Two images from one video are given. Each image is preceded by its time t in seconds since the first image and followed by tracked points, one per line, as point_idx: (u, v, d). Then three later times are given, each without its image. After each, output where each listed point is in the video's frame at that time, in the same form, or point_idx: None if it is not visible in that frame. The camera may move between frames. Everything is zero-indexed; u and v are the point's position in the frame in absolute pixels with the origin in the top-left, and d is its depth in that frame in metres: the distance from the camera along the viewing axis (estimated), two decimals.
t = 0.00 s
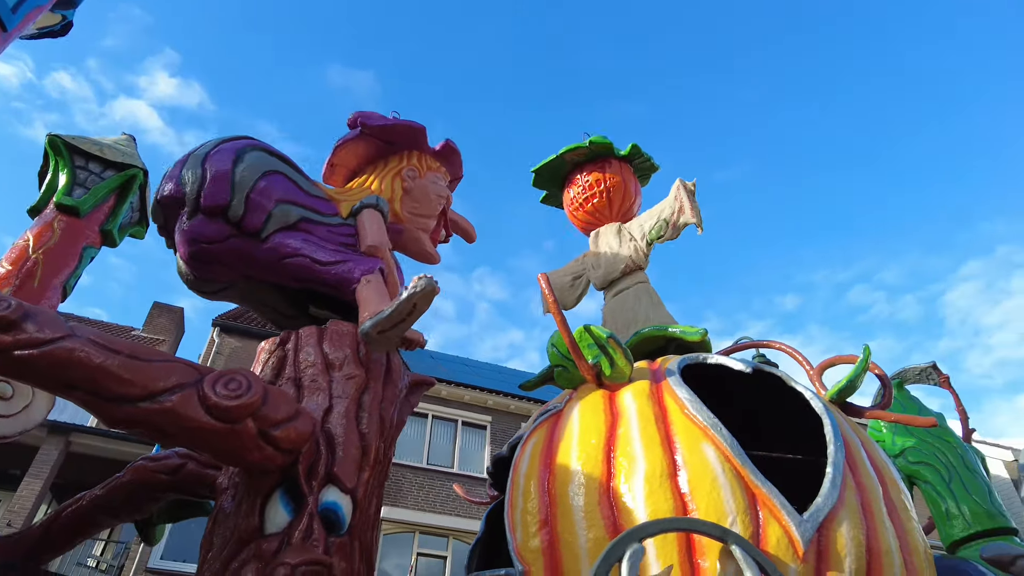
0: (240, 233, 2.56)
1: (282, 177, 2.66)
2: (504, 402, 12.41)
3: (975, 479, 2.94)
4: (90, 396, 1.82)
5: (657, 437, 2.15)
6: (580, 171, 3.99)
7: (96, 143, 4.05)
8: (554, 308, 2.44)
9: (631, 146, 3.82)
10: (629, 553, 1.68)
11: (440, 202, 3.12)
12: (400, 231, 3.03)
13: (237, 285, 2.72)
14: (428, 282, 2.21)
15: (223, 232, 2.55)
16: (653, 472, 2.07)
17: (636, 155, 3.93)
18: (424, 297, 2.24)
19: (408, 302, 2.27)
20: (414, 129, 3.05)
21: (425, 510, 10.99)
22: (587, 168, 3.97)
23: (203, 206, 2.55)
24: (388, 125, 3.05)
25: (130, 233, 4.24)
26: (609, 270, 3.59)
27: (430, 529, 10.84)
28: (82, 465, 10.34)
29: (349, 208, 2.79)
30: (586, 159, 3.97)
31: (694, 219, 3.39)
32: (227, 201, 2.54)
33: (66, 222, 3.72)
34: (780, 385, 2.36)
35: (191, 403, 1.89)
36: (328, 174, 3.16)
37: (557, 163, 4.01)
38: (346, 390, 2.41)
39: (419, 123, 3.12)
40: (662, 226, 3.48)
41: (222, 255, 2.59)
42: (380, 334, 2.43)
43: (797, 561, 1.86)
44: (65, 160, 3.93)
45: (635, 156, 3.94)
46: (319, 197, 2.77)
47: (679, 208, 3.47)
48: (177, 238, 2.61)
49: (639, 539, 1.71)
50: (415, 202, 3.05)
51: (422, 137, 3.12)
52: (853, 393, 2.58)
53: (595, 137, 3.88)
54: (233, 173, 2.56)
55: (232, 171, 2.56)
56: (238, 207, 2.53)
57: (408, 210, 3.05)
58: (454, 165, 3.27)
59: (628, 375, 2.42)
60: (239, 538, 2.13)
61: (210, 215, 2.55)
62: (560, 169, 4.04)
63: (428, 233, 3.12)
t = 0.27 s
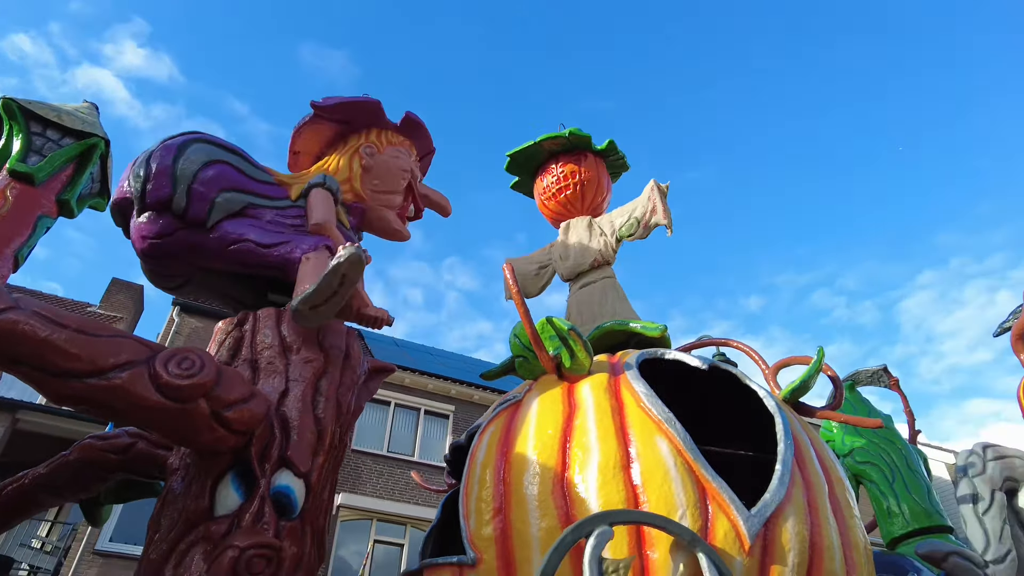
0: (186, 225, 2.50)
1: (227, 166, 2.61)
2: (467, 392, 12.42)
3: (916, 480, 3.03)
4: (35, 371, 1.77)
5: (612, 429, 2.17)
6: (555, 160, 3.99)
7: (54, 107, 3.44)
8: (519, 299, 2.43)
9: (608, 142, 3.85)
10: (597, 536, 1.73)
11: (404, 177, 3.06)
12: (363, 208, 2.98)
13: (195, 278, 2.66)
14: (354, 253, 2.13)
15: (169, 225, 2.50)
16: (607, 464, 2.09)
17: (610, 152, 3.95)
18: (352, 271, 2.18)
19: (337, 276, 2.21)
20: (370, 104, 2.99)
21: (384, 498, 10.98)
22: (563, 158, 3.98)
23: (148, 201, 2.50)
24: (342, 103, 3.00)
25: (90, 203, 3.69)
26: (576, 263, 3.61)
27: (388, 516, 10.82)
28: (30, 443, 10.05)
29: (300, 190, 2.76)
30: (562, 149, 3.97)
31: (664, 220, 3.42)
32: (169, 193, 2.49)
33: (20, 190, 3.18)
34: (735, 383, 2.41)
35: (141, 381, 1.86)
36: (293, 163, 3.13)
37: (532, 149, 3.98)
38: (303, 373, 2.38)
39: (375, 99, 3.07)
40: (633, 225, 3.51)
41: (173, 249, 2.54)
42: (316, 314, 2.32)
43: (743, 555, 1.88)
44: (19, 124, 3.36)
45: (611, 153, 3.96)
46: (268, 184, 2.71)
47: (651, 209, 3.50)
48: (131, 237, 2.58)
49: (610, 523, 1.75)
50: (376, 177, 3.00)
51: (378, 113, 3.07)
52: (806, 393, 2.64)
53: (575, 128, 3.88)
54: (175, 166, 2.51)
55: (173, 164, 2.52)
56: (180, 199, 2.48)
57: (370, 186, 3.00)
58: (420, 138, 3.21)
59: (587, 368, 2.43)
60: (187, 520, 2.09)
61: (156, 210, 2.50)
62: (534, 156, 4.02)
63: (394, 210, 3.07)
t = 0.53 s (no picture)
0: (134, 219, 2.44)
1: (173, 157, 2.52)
2: (431, 380, 12.39)
3: (863, 479, 3.11)
4: None
5: (570, 419, 2.19)
6: (530, 147, 3.98)
7: (10, 66, 2.93)
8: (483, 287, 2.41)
9: (586, 137, 3.86)
10: (567, 518, 1.72)
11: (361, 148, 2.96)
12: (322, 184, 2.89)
13: (158, 270, 2.59)
14: (270, 217, 2.09)
15: (119, 220, 2.45)
16: (562, 452, 2.10)
17: (586, 146, 3.98)
18: (271, 238, 2.13)
19: (256, 245, 2.16)
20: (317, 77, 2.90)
21: (343, 484, 10.92)
22: (540, 146, 3.96)
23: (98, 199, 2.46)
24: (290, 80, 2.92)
25: (46, 172, 3.32)
26: (543, 253, 3.62)
27: (347, 502, 10.77)
28: None
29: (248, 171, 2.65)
30: (540, 136, 3.95)
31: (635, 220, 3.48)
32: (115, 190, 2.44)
33: None
34: (693, 377, 2.44)
35: (90, 356, 1.82)
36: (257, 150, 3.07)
37: (507, 133, 3.95)
38: (260, 354, 2.35)
39: (324, 72, 2.98)
40: (605, 222, 3.54)
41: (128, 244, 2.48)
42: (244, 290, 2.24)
43: (691, 545, 1.92)
44: None
45: (586, 147, 3.99)
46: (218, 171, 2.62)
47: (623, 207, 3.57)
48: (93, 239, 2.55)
49: (580, 511, 1.74)
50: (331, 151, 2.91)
51: (329, 86, 2.98)
52: (761, 390, 2.69)
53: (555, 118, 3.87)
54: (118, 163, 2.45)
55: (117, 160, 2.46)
56: (123, 193, 2.42)
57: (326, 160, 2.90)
58: (380, 107, 3.09)
59: (548, 357, 2.44)
60: (135, 499, 2.05)
61: (107, 207, 2.46)
62: (509, 141, 3.99)
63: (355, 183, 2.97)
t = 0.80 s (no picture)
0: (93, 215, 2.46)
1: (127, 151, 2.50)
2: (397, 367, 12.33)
3: (813, 474, 3.10)
4: None
5: (527, 407, 2.20)
6: (506, 134, 3.95)
7: None
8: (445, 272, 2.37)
9: (564, 130, 3.88)
10: (539, 506, 1.74)
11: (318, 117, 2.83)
12: (280, 160, 2.78)
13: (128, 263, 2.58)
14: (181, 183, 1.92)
15: (79, 216, 2.47)
16: (519, 440, 2.12)
17: (563, 139, 3.99)
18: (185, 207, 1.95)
19: (173, 218, 1.99)
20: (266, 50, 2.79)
21: (303, 469, 10.85)
22: (517, 134, 3.94)
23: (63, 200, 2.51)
24: (244, 60, 2.83)
25: (2, 139, 3.16)
26: (511, 242, 3.63)
27: (307, 487, 10.71)
28: None
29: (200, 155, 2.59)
30: (517, 124, 3.92)
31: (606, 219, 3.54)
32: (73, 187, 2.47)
33: None
34: (651, 370, 2.47)
35: (37, 330, 1.78)
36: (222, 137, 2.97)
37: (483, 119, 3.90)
38: (217, 334, 2.31)
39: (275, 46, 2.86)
40: (576, 217, 3.57)
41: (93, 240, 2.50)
42: (175, 263, 2.05)
43: (641, 535, 1.96)
44: None
45: (561, 141, 4.01)
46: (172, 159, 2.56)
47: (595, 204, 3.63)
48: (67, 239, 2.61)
49: (551, 502, 1.76)
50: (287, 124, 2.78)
51: (281, 58, 2.85)
52: (717, 384, 2.74)
53: (535, 108, 3.86)
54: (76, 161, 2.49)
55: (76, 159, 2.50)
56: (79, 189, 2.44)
57: (282, 134, 2.77)
58: (338, 73, 2.94)
59: (509, 347, 2.44)
60: (82, 478, 2.01)
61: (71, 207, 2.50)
62: (484, 128, 3.95)
63: (316, 153, 2.84)
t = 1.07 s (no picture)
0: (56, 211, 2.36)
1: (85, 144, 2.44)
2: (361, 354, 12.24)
3: (766, 470, 3.15)
4: None
5: (486, 397, 2.21)
6: (482, 122, 3.93)
7: None
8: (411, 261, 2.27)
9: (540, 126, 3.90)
10: (513, 501, 1.77)
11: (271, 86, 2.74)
12: (237, 135, 2.70)
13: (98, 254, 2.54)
14: (93, 154, 1.84)
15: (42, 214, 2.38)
16: (476, 429, 2.13)
17: (536, 134, 4.02)
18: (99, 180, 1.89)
19: (91, 192, 1.92)
20: (218, 28, 2.77)
21: (262, 454, 10.72)
22: (494, 124, 3.92)
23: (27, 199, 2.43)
24: (198, 42, 2.81)
25: None
26: (478, 229, 3.63)
27: (265, 472, 10.60)
28: None
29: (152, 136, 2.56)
30: (495, 114, 3.90)
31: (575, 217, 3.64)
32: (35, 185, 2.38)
33: None
34: (610, 364, 2.50)
35: None
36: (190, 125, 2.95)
37: (460, 105, 3.87)
38: (173, 314, 2.26)
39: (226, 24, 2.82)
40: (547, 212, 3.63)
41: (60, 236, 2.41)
42: (104, 240, 2.00)
43: (593, 526, 1.99)
44: None
45: (536, 136, 4.03)
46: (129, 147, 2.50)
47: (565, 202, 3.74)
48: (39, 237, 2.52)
49: (522, 499, 1.79)
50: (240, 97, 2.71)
51: (233, 34, 2.80)
52: (674, 380, 2.79)
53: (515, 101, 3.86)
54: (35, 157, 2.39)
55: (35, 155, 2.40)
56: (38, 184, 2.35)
57: (237, 109, 2.70)
58: (293, 41, 2.86)
59: (472, 336, 2.44)
60: (26, 457, 1.95)
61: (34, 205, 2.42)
62: (460, 114, 3.92)
63: (274, 125, 2.76)
